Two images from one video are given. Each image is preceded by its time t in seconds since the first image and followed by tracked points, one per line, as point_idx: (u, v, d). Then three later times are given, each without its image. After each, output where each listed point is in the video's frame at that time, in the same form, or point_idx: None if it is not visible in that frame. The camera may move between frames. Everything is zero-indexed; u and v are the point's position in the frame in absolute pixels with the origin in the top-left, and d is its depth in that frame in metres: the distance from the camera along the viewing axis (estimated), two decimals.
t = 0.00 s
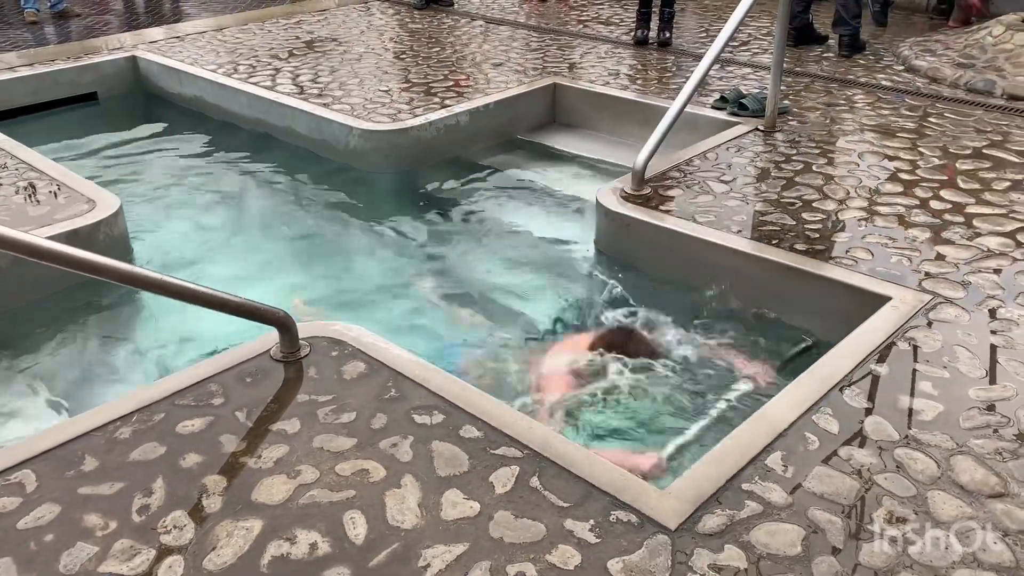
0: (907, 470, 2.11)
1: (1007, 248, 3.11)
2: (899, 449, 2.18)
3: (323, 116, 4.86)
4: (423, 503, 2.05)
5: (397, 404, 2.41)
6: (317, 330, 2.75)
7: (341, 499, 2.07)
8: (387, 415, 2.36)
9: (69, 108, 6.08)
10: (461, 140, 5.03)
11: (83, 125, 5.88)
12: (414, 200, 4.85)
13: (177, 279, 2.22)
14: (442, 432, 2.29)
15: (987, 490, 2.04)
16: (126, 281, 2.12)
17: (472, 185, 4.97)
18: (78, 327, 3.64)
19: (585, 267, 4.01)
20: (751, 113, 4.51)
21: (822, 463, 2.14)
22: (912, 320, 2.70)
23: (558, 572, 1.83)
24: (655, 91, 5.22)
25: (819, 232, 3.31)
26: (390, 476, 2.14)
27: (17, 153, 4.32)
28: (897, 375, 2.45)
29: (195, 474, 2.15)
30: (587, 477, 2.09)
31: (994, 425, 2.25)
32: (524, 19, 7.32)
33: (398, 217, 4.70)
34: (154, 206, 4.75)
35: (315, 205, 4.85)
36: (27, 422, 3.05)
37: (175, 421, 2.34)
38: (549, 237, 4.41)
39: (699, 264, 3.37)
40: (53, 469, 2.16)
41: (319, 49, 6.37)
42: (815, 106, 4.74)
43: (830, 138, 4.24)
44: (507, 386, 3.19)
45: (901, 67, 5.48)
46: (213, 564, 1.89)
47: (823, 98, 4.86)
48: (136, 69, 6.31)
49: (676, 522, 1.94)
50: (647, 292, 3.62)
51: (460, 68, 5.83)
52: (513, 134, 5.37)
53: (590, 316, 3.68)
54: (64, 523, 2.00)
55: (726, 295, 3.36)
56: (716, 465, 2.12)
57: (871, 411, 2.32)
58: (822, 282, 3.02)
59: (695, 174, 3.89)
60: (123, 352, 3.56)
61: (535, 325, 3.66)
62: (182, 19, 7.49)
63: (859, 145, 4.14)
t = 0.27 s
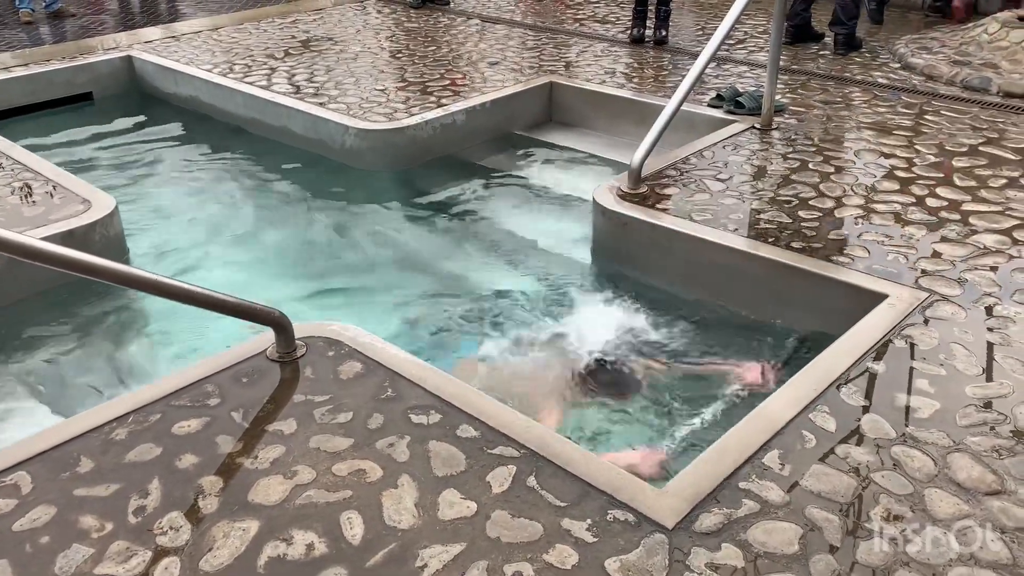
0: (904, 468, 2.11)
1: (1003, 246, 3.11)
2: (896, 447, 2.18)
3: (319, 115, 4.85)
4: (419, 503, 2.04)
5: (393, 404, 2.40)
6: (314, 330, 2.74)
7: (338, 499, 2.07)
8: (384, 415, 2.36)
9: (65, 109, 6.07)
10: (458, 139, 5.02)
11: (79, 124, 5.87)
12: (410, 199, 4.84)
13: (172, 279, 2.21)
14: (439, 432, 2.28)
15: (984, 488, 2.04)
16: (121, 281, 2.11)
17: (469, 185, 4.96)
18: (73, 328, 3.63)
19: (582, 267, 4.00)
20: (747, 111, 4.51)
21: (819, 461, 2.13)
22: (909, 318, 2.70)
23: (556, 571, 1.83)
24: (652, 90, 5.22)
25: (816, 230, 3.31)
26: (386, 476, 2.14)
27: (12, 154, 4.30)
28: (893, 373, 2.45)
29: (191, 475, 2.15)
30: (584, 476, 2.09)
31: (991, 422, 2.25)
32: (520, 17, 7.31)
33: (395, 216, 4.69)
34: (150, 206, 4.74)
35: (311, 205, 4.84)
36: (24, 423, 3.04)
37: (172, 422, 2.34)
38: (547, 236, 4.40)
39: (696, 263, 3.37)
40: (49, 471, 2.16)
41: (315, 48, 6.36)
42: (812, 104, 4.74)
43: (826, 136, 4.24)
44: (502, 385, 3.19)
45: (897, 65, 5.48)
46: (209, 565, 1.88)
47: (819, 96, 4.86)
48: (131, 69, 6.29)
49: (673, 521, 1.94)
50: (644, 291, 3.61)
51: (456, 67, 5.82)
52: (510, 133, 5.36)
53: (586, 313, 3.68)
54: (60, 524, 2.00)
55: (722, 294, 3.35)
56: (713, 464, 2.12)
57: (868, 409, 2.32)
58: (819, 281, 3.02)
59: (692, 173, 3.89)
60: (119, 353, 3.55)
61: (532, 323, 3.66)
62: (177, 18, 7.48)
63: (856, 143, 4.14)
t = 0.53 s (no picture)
0: (900, 467, 2.11)
1: (997, 244, 3.12)
2: (893, 446, 2.18)
3: (314, 116, 4.84)
4: (416, 505, 2.04)
5: (389, 405, 2.40)
6: (309, 331, 2.73)
7: (334, 502, 2.06)
8: (380, 417, 2.35)
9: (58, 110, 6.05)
10: (453, 140, 5.02)
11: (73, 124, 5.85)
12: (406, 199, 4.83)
13: (167, 281, 2.20)
14: (435, 433, 2.28)
15: (980, 487, 2.04)
16: (116, 284, 2.10)
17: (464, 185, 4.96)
18: (68, 331, 3.61)
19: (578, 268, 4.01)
20: (742, 110, 4.52)
21: (815, 460, 2.14)
22: (905, 317, 2.71)
23: (553, 572, 1.83)
24: (647, 90, 5.22)
25: (811, 230, 3.31)
26: (383, 478, 2.13)
27: (6, 156, 4.29)
28: (889, 372, 2.45)
29: (187, 478, 2.14)
30: (580, 477, 2.08)
31: (986, 421, 2.25)
32: (515, 17, 7.31)
33: (390, 217, 4.69)
34: (145, 207, 4.72)
35: (306, 206, 4.83)
36: (19, 426, 3.03)
37: (167, 424, 2.33)
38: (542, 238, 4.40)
39: (692, 263, 3.37)
40: (44, 475, 2.15)
41: (310, 49, 6.35)
42: (807, 103, 4.74)
43: (821, 135, 4.24)
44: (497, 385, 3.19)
45: (892, 64, 5.50)
46: (205, 568, 1.88)
47: (814, 95, 4.86)
48: (125, 70, 6.28)
49: (670, 521, 1.94)
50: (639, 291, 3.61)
51: (451, 67, 5.82)
52: (505, 133, 5.36)
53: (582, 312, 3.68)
54: (55, 528, 1.99)
55: (717, 294, 3.35)
56: (710, 464, 2.12)
57: (863, 408, 2.32)
58: (815, 281, 3.02)
59: (687, 172, 3.89)
60: (113, 355, 3.54)
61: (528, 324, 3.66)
62: (171, 19, 7.46)
63: (850, 142, 4.15)
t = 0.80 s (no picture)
0: (895, 468, 2.11)
1: (991, 244, 3.12)
2: (888, 447, 2.18)
3: (308, 117, 4.83)
4: (411, 509, 2.03)
5: (384, 408, 2.39)
6: (303, 334, 2.72)
7: (328, 505, 2.06)
8: (374, 420, 2.35)
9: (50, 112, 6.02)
10: (447, 141, 5.01)
11: (65, 126, 5.82)
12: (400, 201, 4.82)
13: (161, 285, 2.19)
14: (429, 436, 2.27)
15: (975, 487, 2.05)
16: (111, 289, 2.09)
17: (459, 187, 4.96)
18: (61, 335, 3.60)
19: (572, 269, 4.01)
20: (736, 111, 4.52)
21: (810, 462, 2.14)
22: (899, 318, 2.71)
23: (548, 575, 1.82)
24: (641, 90, 5.22)
25: (805, 230, 3.32)
26: (377, 482, 2.12)
27: None
28: (883, 373, 2.46)
29: (180, 482, 2.13)
30: (576, 479, 2.08)
31: (981, 422, 2.26)
32: (509, 18, 7.30)
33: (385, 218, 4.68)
34: (138, 210, 4.70)
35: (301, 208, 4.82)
36: (12, 430, 3.02)
37: (160, 428, 2.32)
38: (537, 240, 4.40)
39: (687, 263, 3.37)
40: (36, 480, 2.13)
41: (303, 50, 6.34)
42: (801, 104, 4.75)
43: (815, 136, 4.25)
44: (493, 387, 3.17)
45: (885, 64, 5.51)
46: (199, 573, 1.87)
47: (808, 96, 4.87)
48: (118, 72, 6.25)
49: (666, 523, 1.94)
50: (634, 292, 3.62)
51: (445, 68, 5.81)
52: (499, 134, 5.36)
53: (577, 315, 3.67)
54: (47, 534, 1.98)
55: (712, 294, 3.36)
56: (705, 466, 2.12)
57: (858, 409, 2.32)
58: (810, 282, 3.03)
59: (681, 173, 3.89)
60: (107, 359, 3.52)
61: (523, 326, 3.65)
62: (164, 20, 7.43)
63: (844, 142, 4.15)
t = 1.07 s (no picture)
0: (890, 468, 2.11)
1: (985, 244, 3.13)
2: (883, 447, 2.18)
3: (302, 118, 4.82)
4: (405, 511, 2.02)
5: (379, 409, 2.38)
6: (298, 336, 2.72)
7: (323, 508, 2.05)
8: (369, 422, 2.34)
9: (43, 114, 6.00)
10: (442, 142, 5.01)
11: (58, 127, 5.80)
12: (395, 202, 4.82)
13: (154, 288, 2.18)
14: (424, 438, 2.27)
15: (970, 487, 2.05)
16: (103, 291, 2.08)
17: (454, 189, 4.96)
18: (54, 338, 3.58)
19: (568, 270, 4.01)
20: (730, 111, 4.52)
21: (805, 462, 2.14)
22: (893, 317, 2.71)
23: None
24: (635, 91, 5.22)
25: (799, 230, 3.32)
26: (372, 484, 2.12)
27: None
28: (878, 373, 2.46)
29: (174, 485, 2.12)
30: (571, 480, 2.08)
31: (975, 421, 2.26)
32: (503, 18, 7.30)
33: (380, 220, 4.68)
34: (132, 211, 4.69)
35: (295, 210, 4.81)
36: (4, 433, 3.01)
37: (154, 431, 2.31)
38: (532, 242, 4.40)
39: (682, 263, 3.38)
40: (29, 483, 2.12)
41: (297, 51, 6.33)
42: (795, 104, 4.75)
43: (809, 136, 4.26)
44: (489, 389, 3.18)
45: (879, 64, 5.52)
46: None
47: (801, 96, 4.88)
48: (111, 73, 6.24)
49: (661, 524, 1.93)
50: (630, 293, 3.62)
51: (440, 69, 5.81)
52: (494, 135, 5.36)
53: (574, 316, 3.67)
54: (40, 538, 1.97)
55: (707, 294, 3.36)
56: (701, 467, 2.11)
57: (853, 409, 2.32)
58: (804, 281, 3.03)
59: (676, 173, 3.89)
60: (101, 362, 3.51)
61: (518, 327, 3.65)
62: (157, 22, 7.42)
63: (838, 142, 4.16)
